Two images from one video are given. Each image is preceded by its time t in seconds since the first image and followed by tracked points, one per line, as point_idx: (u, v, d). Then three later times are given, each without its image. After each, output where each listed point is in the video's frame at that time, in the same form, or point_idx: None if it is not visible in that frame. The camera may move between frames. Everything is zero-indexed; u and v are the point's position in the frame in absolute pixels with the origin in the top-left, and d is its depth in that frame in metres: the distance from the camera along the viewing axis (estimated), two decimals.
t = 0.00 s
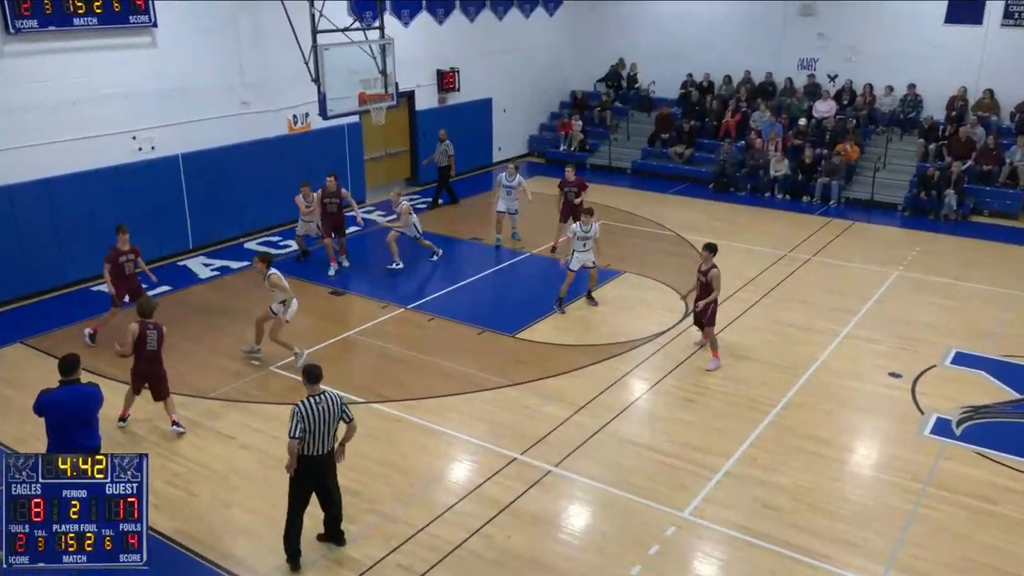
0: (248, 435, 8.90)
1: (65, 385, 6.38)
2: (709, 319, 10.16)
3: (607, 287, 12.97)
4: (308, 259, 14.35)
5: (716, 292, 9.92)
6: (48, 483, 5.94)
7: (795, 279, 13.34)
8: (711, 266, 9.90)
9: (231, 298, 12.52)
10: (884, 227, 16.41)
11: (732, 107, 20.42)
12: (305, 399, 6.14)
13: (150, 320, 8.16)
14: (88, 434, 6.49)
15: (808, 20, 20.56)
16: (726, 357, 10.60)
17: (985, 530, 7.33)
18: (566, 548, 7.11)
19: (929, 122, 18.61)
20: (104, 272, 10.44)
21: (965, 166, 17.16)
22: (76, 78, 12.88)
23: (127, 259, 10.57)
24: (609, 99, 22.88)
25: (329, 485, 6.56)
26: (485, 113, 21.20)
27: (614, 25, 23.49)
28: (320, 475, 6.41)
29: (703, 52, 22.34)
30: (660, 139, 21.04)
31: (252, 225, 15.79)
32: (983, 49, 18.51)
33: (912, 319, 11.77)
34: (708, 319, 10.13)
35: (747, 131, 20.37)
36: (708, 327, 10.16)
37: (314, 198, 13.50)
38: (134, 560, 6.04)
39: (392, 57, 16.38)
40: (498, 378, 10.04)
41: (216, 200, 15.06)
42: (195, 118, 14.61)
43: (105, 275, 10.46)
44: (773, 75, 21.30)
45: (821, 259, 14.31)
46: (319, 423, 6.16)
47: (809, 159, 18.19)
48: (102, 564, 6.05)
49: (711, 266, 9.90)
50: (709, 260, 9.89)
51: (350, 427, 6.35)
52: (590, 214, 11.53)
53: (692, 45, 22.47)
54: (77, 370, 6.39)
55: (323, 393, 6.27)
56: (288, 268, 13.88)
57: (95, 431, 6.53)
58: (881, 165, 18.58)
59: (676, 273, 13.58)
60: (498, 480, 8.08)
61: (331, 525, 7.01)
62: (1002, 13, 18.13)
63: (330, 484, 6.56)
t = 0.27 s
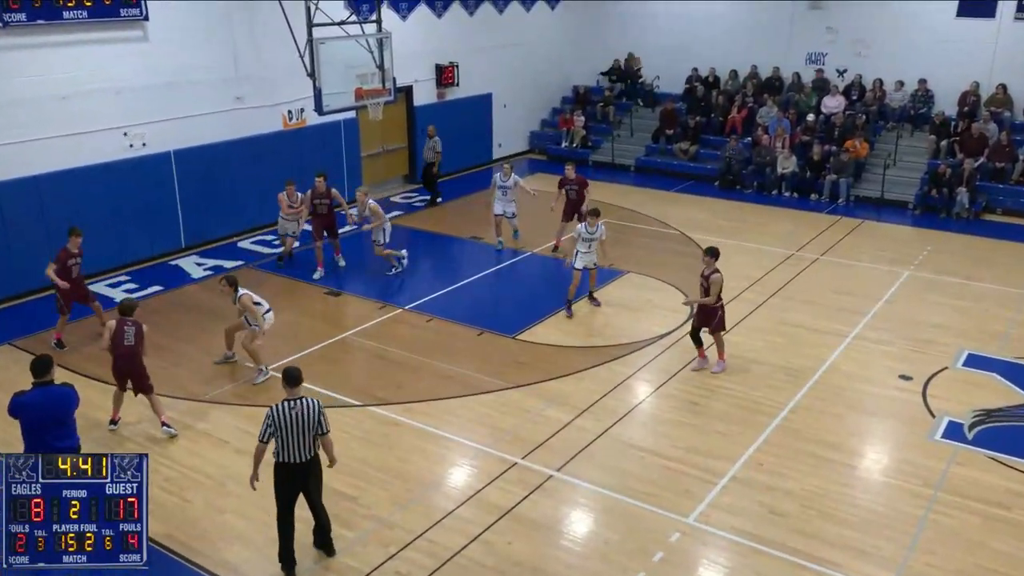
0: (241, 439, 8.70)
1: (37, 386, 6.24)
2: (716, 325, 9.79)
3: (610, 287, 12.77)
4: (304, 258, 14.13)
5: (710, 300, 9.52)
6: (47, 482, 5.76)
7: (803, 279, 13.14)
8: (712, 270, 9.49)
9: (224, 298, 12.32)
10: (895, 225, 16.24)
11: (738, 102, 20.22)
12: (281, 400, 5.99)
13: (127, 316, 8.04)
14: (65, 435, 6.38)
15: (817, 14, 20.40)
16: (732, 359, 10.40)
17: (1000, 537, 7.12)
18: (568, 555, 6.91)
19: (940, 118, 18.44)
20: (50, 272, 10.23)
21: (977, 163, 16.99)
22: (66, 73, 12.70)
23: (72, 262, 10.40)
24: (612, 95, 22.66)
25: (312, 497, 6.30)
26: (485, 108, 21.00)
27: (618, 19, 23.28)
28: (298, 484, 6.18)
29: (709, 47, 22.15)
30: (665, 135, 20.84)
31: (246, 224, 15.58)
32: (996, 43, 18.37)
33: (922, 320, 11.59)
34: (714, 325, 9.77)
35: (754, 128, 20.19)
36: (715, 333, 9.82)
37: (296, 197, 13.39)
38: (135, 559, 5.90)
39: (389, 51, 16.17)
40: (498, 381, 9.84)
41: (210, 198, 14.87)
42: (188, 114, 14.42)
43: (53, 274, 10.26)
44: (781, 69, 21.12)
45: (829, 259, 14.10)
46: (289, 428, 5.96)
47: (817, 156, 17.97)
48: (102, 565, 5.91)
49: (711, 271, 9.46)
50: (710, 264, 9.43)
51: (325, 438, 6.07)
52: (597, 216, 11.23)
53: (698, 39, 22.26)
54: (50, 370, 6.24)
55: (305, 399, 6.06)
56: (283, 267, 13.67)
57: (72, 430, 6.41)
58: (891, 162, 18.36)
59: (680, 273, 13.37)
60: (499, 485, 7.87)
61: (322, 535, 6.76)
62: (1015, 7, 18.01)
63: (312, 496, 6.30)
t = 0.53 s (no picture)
0: (238, 440, 8.61)
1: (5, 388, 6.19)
2: (712, 335, 9.57)
3: (611, 287, 12.69)
4: (302, 258, 14.06)
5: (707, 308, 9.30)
6: (48, 482, 5.66)
7: (806, 279, 13.06)
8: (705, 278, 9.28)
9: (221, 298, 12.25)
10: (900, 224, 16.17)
11: (742, 100, 20.14)
12: (269, 403, 5.90)
13: (112, 307, 7.90)
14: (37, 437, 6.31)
15: (821, 11, 20.31)
16: (735, 360, 10.31)
17: (1006, 541, 7.02)
18: (569, 559, 6.81)
19: (944, 117, 18.38)
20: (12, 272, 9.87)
21: (983, 162, 16.91)
22: (61, 71, 12.62)
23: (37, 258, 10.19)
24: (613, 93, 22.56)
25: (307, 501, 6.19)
26: (485, 105, 20.91)
27: (620, 16, 23.18)
28: (290, 488, 6.08)
29: (711, 45, 22.06)
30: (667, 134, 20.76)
31: (243, 223, 15.48)
32: (1001, 40, 18.29)
33: (926, 320, 11.50)
34: (709, 335, 9.55)
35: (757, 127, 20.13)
36: (706, 344, 9.58)
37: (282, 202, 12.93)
38: (134, 559, 5.82)
39: (388, 49, 16.08)
40: (498, 382, 9.75)
41: (206, 197, 14.78)
42: (185, 113, 14.33)
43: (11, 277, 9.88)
44: (784, 67, 21.03)
45: (832, 259, 14.01)
46: (275, 431, 5.86)
47: (821, 155, 17.88)
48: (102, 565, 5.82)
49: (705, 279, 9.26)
50: (700, 274, 9.25)
51: (312, 442, 5.93)
52: (590, 225, 11.11)
53: (701, 37, 22.17)
54: (16, 371, 6.21)
55: (294, 401, 5.94)
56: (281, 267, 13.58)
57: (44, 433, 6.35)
58: (897, 161, 18.26)
59: (682, 273, 13.27)
60: (498, 488, 7.77)
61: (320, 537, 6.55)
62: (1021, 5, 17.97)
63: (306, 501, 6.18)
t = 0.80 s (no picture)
0: (237, 440, 8.59)
1: None
2: (708, 345, 9.03)
3: (612, 287, 12.68)
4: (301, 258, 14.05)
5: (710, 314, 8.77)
6: (48, 482, 5.62)
7: (806, 279, 13.04)
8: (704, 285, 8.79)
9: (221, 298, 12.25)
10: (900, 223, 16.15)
11: (742, 99, 20.13)
12: (270, 405, 5.86)
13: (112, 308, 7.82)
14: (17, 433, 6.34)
15: (822, 11, 20.29)
16: (736, 360, 10.29)
17: (1007, 541, 7.00)
18: (569, 559, 6.79)
19: (944, 116, 18.36)
20: None
21: (984, 162, 16.89)
22: (60, 70, 12.60)
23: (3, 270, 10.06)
24: (613, 93, 22.53)
25: (307, 504, 6.15)
26: (485, 105, 20.89)
27: (620, 16, 23.16)
28: (291, 489, 6.05)
29: (712, 45, 22.04)
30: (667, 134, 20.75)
31: (242, 223, 15.46)
32: (1002, 39, 18.27)
33: (927, 320, 11.48)
34: (706, 345, 9.02)
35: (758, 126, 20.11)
36: (703, 353, 9.04)
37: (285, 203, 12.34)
38: (135, 559, 5.85)
39: (388, 48, 16.06)
40: (498, 382, 9.74)
41: (206, 197, 14.76)
42: (184, 112, 14.32)
43: None
44: (785, 67, 21.02)
45: (832, 259, 13.99)
46: (275, 433, 5.82)
47: (821, 155, 17.86)
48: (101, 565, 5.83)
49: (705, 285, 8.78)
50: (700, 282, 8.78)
51: (312, 444, 5.88)
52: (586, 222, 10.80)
53: (701, 37, 22.15)
54: None
55: (294, 403, 5.89)
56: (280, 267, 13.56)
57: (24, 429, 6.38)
58: (897, 160, 18.24)
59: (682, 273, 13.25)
60: (499, 488, 7.75)
61: (320, 550, 6.38)
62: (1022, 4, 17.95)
63: (307, 503, 6.13)
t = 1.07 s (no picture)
0: (237, 441, 8.59)
1: None
2: (709, 352, 8.96)
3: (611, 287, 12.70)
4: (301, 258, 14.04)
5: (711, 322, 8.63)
6: (47, 483, 5.63)
7: (806, 279, 13.04)
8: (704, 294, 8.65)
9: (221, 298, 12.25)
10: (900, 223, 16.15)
11: (742, 99, 20.13)
12: (274, 405, 5.87)
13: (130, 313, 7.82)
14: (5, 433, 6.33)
15: (822, 11, 20.29)
16: (736, 360, 10.30)
17: (1007, 541, 7.00)
18: (569, 560, 6.78)
19: (944, 117, 18.37)
20: None
21: (984, 162, 16.89)
22: (60, 70, 12.60)
23: None
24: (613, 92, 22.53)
25: (309, 506, 6.14)
26: (485, 105, 20.89)
27: (621, 15, 23.14)
28: (293, 490, 6.05)
29: (712, 44, 22.03)
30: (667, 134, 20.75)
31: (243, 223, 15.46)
32: (1003, 39, 18.26)
33: (927, 320, 11.48)
34: (707, 353, 8.95)
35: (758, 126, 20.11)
36: (703, 361, 8.98)
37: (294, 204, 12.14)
38: (135, 559, 5.77)
39: (388, 48, 16.05)
40: (498, 382, 9.74)
41: (206, 197, 14.77)
42: (184, 112, 14.31)
43: None
44: (785, 67, 21.01)
45: (833, 259, 13.99)
46: (279, 433, 5.82)
47: (822, 155, 17.86)
48: (102, 565, 5.78)
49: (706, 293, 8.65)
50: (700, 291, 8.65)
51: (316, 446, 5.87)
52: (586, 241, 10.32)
53: (701, 36, 22.15)
54: None
55: (299, 404, 5.90)
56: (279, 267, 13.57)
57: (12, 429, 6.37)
58: (898, 160, 18.24)
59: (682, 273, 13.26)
60: (499, 488, 7.75)
61: (322, 551, 6.39)
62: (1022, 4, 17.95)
63: (308, 505, 6.12)
